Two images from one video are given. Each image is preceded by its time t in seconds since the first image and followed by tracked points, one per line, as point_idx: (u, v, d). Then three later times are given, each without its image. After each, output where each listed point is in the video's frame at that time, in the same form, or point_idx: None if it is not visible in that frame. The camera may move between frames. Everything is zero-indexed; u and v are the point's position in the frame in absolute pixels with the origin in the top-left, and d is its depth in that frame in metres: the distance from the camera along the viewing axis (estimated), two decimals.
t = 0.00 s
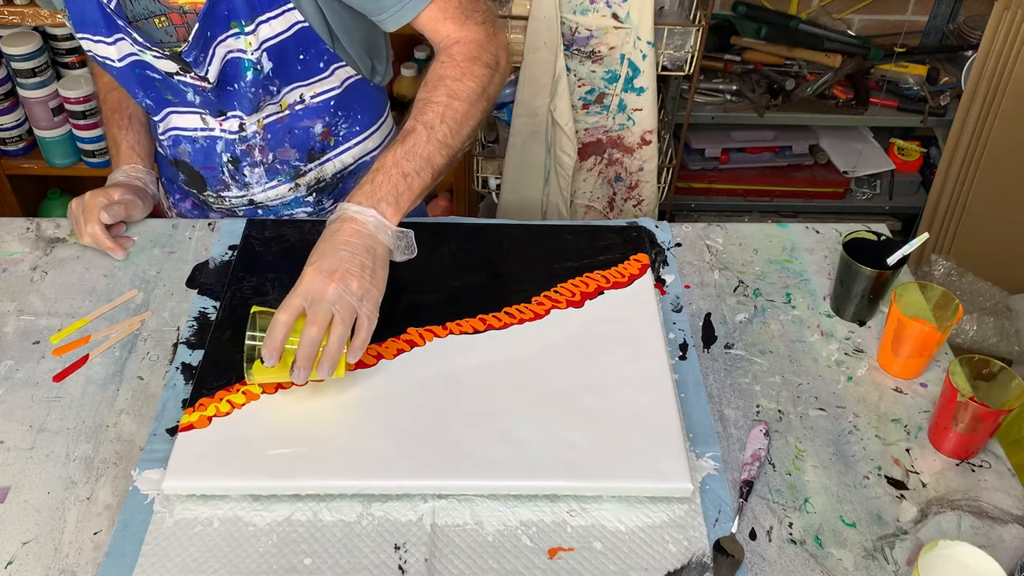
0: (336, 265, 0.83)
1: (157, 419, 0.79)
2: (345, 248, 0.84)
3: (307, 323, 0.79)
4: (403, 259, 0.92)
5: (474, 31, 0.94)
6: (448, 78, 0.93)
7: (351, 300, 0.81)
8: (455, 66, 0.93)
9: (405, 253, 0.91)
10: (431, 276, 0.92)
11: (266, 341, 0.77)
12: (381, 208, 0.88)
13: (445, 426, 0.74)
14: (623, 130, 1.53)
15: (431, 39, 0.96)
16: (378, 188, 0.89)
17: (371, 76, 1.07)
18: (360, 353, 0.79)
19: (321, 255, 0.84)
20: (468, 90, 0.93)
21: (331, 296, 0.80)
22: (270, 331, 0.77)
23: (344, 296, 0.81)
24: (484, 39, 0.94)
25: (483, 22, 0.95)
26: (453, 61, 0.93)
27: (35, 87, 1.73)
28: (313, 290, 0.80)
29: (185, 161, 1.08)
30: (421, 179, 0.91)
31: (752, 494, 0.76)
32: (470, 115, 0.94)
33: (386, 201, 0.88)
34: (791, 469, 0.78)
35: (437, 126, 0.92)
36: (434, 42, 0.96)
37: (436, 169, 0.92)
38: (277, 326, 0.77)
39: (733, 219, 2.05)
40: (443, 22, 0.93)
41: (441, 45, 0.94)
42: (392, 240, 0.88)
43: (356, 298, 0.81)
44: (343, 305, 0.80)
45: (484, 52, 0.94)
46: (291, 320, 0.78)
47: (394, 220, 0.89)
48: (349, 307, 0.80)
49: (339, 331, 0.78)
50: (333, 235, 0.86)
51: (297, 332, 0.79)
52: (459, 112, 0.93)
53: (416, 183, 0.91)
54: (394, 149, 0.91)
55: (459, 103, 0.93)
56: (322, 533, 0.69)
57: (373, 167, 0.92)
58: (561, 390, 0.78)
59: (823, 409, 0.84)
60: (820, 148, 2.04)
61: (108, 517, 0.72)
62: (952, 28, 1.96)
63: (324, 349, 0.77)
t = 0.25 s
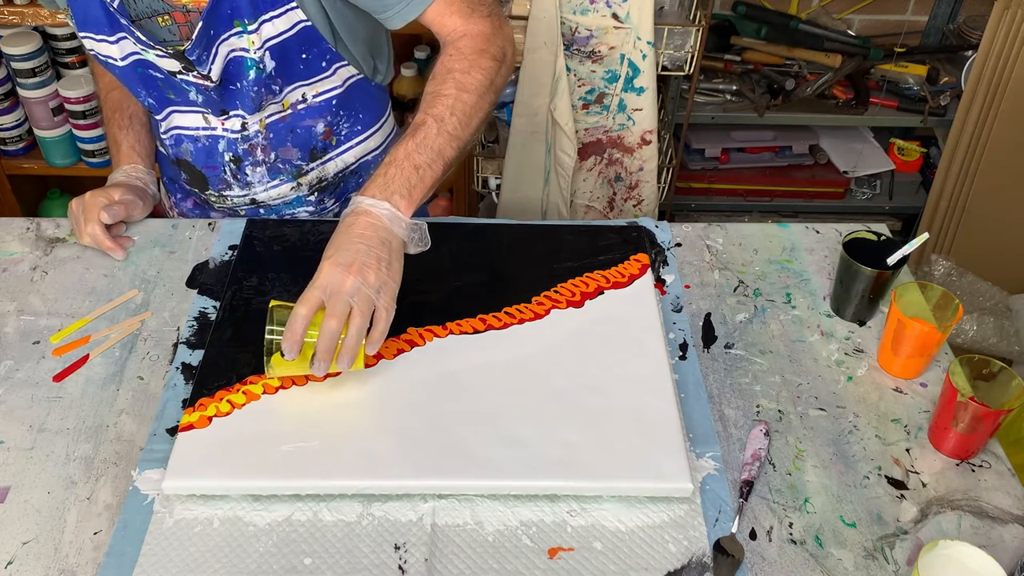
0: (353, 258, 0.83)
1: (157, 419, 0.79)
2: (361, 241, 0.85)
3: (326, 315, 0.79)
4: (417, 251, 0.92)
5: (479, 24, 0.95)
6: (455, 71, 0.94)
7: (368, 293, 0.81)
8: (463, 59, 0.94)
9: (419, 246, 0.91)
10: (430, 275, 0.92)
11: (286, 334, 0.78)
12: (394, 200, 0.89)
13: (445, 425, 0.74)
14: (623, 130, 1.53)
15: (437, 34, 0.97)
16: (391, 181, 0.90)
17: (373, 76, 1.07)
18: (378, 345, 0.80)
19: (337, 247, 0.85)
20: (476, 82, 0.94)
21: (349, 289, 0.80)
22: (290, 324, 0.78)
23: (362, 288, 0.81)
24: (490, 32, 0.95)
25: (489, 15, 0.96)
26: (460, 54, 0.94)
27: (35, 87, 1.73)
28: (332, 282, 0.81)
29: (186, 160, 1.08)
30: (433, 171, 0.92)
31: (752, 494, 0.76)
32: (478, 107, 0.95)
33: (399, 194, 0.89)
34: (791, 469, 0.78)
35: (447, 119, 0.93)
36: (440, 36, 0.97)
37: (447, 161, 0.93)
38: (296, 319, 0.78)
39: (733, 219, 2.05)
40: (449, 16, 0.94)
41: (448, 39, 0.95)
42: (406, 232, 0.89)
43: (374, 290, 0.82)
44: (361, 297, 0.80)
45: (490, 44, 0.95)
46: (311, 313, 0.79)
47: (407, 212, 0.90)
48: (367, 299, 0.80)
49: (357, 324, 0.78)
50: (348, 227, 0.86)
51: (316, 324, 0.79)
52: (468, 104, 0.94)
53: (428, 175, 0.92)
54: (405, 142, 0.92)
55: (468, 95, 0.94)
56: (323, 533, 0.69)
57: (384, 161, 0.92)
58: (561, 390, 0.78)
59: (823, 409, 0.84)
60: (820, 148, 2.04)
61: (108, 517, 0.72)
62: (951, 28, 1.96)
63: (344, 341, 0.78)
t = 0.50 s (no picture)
0: (374, 248, 0.83)
1: (157, 419, 0.79)
2: (382, 231, 0.85)
3: (350, 305, 0.79)
4: (434, 241, 0.93)
5: (487, 15, 0.96)
6: (466, 61, 0.95)
7: (392, 282, 0.81)
8: (473, 50, 0.95)
9: (437, 236, 0.92)
10: (430, 276, 0.92)
11: (312, 325, 0.77)
12: (411, 190, 0.89)
13: (445, 425, 0.74)
14: (623, 130, 1.53)
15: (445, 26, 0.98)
16: (407, 172, 0.90)
17: (377, 75, 1.07)
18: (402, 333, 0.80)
19: (357, 238, 0.85)
20: (487, 72, 0.95)
21: (373, 279, 0.80)
22: (315, 315, 0.77)
23: (385, 278, 0.81)
24: (498, 22, 0.97)
25: (496, 6, 0.97)
26: (470, 45, 0.95)
27: (35, 87, 1.73)
28: (355, 273, 0.81)
29: (189, 159, 1.07)
30: (447, 161, 0.93)
31: (752, 494, 0.76)
32: (489, 97, 0.96)
33: (416, 184, 0.90)
34: (791, 469, 0.78)
35: (460, 109, 0.94)
36: (448, 28, 0.98)
37: (461, 151, 0.94)
38: (323, 308, 0.77)
39: (733, 219, 2.05)
40: (458, 9, 0.95)
41: (456, 30, 0.96)
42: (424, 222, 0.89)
43: (397, 279, 0.82)
44: (385, 287, 0.80)
45: (499, 34, 0.96)
46: (336, 303, 0.78)
47: (425, 202, 0.90)
48: (391, 289, 0.81)
49: (382, 313, 0.79)
50: (367, 219, 0.86)
51: (340, 315, 0.79)
52: (480, 94, 0.95)
53: (442, 165, 0.92)
54: (420, 132, 0.93)
55: (479, 85, 0.95)
56: (322, 533, 0.69)
57: (399, 151, 0.93)
58: (561, 390, 0.78)
59: (823, 409, 0.84)
60: (820, 148, 2.04)
61: (108, 517, 0.72)
62: (951, 29, 1.96)
63: (369, 331, 0.78)
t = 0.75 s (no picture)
0: (394, 242, 0.83)
1: (157, 419, 0.79)
2: (401, 225, 0.85)
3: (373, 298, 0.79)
4: (450, 234, 0.93)
5: (494, 9, 0.98)
6: (476, 54, 0.96)
7: (413, 275, 0.81)
8: (482, 43, 0.97)
9: (452, 228, 0.92)
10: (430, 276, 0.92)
11: (335, 319, 0.77)
12: (428, 183, 0.90)
13: (445, 425, 0.74)
14: (623, 130, 1.53)
15: (453, 21, 1.00)
16: (423, 165, 0.91)
17: (381, 73, 1.07)
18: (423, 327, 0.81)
19: (376, 234, 0.85)
20: (496, 64, 0.96)
21: (394, 272, 0.81)
22: (338, 310, 0.77)
23: (406, 271, 0.81)
24: (504, 16, 0.99)
25: None
26: (479, 39, 0.97)
27: (35, 87, 1.73)
28: (377, 266, 0.81)
29: (193, 158, 1.07)
30: (462, 153, 0.94)
31: (752, 494, 0.76)
32: (499, 89, 0.97)
33: (433, 176, 0.91)
34: (791, 469, 0.78)
35: (473, 102, 0.95)
36: (456, 23, 1.00)
37: (475, 144, 0.95)
38: (346, 302, 0.77)
39: (733, 219, 2.05)
40: (466, 2, 0.97)
41: (464, 25, 0.98)
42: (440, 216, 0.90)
43: (417, 272, 0.82)
44: (407, 280, 0.81)
45: (507, 28, 0.98)
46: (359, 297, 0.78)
47: (441, 195, 0.91)
48: (412, 282, 0.81)
49: (405, 306, 0.79)
50: (385, 215, 0.87)
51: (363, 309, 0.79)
52: (490, 86, 0.96)
53: (456, 158, 0.93)
54: (434, 125, 0.94)
55: (490, 78, 0.96)
56: (322, 533, 0.69)
57: (413, 146, 0.94)
58: (561, 390, 0.78)
59: (823, 409, 0.84)
60: (820, 148, 2.04)
61: (108, 517, 0.72)
62: (951, 29, 1.96)
63: (392, 323, 0.79)
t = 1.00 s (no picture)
0: (416, 235, 0.85)
1: (157, 419, 0.79)
2: (421, 219, 0.87)
3: (397, 291, 0.81)
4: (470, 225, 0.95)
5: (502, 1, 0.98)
6: (486, 47, 0.97)
7: (435, 267, 0.83)
8: (491, 36, 0.97)
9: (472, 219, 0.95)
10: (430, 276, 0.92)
11: (362, 313, 0.79)
12: (445, 176, 0.92)
13: (445, 425, 0.74)
14: (623, 130, 1.53)
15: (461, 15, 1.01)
16: (440, 158, 0.93)
17: (384, 72, 1.10)
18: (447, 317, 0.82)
19: (398, 227, 0.87)
20: (507, 57, 0.97)
21: (417, 265, 0.83)
22: (364, 303, 0.79)
23: (429, 263, 0.83)
24: (512, 8, 0.99)
25: None
26: (489, 32, 0.97)
27: (35, 87, 1.73)
28: (400, 260, 0.83)
29: (198, 155, 1.07)
30: (477, 146, 0.95)
31: (752, 494, 0.76)
32: (511, 81, 0.98)
33: (450, 170, 0.92)
34: (790, 469, 0.78)
35: (485, 94, 0.96)
36: (464, 17, 1.00)
37: (489, 136, 0.96)
38: (371, 295, 0.79)
39: (733, 219, 2.05)
40: None
41: (474, 18, 0.99)
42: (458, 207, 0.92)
43: (440, 264, 0.84)
44: (430, 272, 0.82)
45: (515, 20, 0.99)
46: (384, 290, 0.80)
47: (458, 186, 0.93)
48: (435, 273, 0.83)
49: (428, 298, 0.81)
50: (406, 208, 0.89)
51: (388, 301, 0.81)
52: (502, 79, 0.97)
53: (472, 150, 0.94)
54: (448, 118, 0.95)
55: (501, 70, 0.97)
56: (322, 533, 0.69)
57: (428, 139, 0.95)
58: (561, 390, 0.78)
59: (823, 409, 0.84)
60: (820, 148, 2.04)
61: (108, 517, 0.72)
62: (951, 28, 1.96)
63: (416, 316, 0.81)
